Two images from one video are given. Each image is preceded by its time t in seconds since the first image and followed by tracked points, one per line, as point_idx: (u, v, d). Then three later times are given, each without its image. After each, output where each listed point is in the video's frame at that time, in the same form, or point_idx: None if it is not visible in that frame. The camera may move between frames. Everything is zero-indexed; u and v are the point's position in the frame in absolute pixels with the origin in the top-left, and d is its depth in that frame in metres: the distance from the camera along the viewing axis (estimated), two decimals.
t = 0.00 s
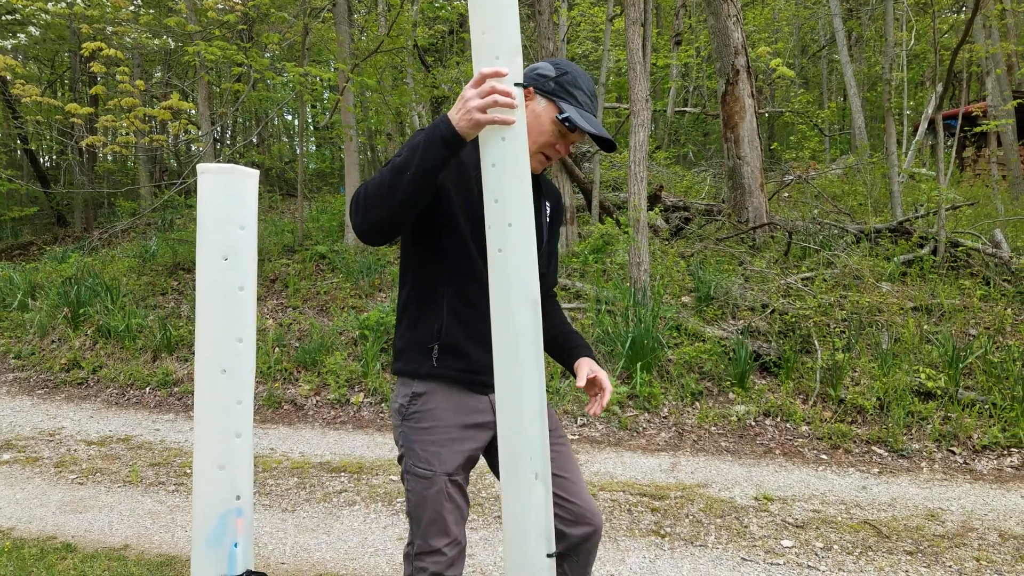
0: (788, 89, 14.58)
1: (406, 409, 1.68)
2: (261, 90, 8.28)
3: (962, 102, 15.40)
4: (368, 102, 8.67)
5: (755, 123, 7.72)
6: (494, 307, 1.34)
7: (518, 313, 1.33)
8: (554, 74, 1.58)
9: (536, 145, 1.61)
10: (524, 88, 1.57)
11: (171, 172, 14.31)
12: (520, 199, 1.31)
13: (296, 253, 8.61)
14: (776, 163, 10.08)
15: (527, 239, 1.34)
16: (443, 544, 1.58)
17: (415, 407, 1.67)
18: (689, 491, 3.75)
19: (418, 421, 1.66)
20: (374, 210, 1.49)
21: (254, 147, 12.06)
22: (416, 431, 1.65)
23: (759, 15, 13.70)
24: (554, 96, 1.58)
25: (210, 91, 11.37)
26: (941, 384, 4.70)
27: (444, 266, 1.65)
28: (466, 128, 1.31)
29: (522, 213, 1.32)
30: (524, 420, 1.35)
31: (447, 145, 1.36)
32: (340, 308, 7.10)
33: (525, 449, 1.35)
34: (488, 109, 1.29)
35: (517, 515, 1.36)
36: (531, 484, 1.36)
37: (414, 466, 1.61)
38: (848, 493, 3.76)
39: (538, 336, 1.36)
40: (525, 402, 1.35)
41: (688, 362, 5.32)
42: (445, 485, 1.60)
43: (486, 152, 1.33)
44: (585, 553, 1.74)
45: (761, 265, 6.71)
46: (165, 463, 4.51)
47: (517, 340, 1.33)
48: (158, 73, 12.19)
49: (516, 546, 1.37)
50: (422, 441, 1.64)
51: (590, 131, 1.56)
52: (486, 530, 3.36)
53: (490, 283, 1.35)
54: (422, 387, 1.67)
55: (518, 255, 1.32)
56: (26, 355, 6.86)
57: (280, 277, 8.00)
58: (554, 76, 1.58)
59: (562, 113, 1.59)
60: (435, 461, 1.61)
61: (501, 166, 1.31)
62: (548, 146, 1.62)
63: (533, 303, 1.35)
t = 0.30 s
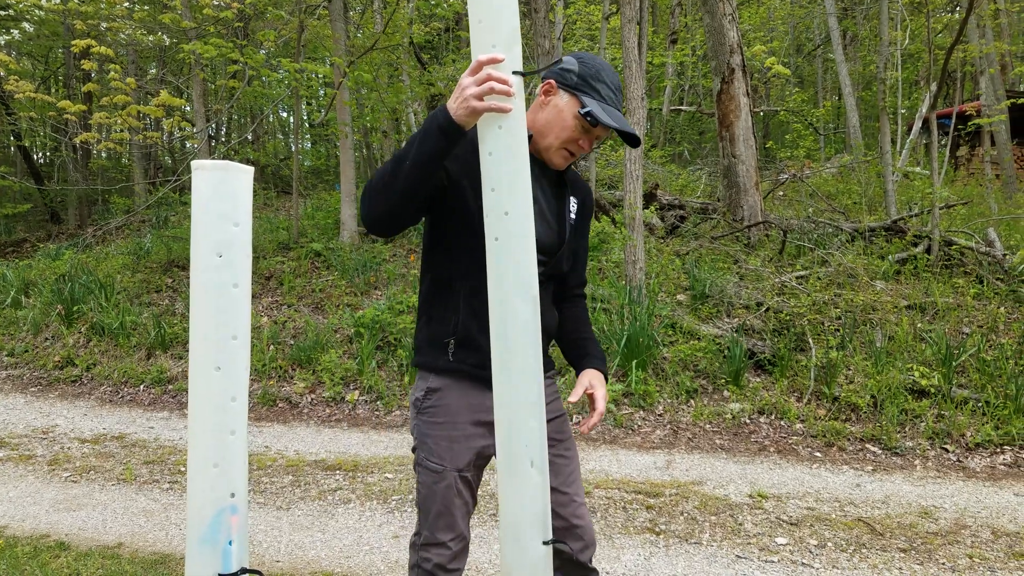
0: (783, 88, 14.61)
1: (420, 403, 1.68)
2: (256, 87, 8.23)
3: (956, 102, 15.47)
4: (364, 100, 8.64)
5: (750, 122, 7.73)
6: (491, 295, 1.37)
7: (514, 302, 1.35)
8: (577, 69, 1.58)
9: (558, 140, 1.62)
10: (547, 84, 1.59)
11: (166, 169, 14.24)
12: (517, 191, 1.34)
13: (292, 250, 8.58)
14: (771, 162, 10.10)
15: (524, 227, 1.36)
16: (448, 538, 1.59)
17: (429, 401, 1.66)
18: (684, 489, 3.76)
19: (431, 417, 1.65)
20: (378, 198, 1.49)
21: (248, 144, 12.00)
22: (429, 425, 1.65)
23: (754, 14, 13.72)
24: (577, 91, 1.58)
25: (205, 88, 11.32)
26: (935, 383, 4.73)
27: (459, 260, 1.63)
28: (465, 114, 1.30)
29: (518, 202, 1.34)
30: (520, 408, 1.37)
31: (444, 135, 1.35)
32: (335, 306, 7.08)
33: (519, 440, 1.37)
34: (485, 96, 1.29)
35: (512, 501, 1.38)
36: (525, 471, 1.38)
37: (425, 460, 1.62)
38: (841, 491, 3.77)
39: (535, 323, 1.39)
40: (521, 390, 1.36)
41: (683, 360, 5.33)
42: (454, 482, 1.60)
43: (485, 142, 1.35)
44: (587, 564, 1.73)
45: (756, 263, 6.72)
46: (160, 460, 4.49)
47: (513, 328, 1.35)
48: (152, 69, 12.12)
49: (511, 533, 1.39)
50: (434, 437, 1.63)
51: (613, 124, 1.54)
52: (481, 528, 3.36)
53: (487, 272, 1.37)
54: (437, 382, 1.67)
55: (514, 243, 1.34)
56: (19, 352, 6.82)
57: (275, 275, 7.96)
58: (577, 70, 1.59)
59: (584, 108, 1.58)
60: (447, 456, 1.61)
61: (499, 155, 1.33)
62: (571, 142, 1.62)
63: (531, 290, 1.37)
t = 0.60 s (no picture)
0: (778, 87, 14.64)
1: (446, 393, 1.74)
2: (250, 85, 8.18)
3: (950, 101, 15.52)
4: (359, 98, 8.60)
5: (745, 120, 7.73)
6: (493, 278, 1.37)
7: (510, 284, 1.35)
8: (618, 69, 1.57)
9: (594, 142, 1.62)
10: (587, 84, 1.60)
11: (160, 167, 14.15)
12: (519, 173, 1.34)
13: (287, 249, 8.53)
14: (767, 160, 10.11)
15: (526, 210, 1.35)
16: (467, 530, 1.62)
17: (454, 391, 1.73)
18: (679, 487, 3.76)
19: (455, 406, 1.71)
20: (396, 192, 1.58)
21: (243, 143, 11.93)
22: (453, 415, 1.71)
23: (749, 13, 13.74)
24: (616, 92, 1.57)
25: (199, 86, 11.25)
26: (929, 381, 4.75)
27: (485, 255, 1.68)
28: (462, 99, 1.36)
29: (519, 185, 1.34)
30: (515, 388, 1.36)
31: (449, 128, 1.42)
32: (331, 305, 7.05)
33: (515, 423, 1.37)
34: (486, 80, 1.31)
35: (507, 484, 1.38)
36: (520, 454, 1.37)
37: (447, 448, 1.69)
38: (837, 489, 3.78)
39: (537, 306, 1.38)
40: (519, 371, 1.36)
41: (679, 358, 5.33)
42: (472, 471, 1.65)
43: (488, 125, 1.35)
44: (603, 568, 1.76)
45: (752, 262, 6.73)
46: (155, 460, 4.46)
47: (514, 310, 1.35)
48: (146, 67, 12.04)
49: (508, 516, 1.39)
50: (456, 425, 1.70)
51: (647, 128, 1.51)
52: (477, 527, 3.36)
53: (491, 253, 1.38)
54: (462, 373, 1.72)
55: (514, 225, 1.34)
56: (13, 351, 6.77)
57: (270, 274, 7.92)
58: (618, 72, 1.57)
59: (621, 110, 1.57)
60: (467, 446, 1.67)
61: (500, 138, 1.33)
62: (607, 144, 1.62)
63: (532, 273, 1.36)
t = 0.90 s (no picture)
0: (774, 86, 14.65)
1: (435, 392, 1.74)
2: (246, 83, 8.14)
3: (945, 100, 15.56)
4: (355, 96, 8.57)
5: (741, 119, 7.73)
6: (492, 268, 1.38)
7: (507, 275, 1.35)
8: (632, 81, 1.55)
9: (603, 153, 1.60)
10: (600, 94, 1.59)
11: (155, 166, 14.08)
12: (518, 164, 1.33)
13: (282, 248, 8.49)
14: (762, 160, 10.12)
15: (526, 200, 1.35)
16: (462, 528, 1.63)
17: (443, 390, 1.72)
18: (674, 485, 3.77)
19: (444, 406, 1.71)
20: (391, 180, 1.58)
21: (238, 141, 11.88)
22: (443, 414, 1.71)
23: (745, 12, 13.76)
24: (628, 104, 1.55)
25: (195, 84, 11.20)
26: (924, 379, 4.76)
27: (477, 253, 1.68)
28: (462, 89, 1.36)
29: (518, 176, 1.33)
30: (511, 378, 1.36)
31: (446, 121, 1.44)
32: (326, 304, 7.04)
33: (512, 414, 1.37)
34: (485, 69, 1.31)
35: (504, 473, 1.39)
36: (517, 446, 1.37)
37: (438, 448, 1.69)
38: (831, 487, 3.79)
39: (535, 297, 1.38)
40: (516, 362, 1.36)
41: (675, 357, 5.34)
42: (464, 471, 1.65)
43: (487, 114, 1.35)
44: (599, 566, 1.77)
45: (747, 260, 6.73)
46: (150, 458, 4.44)
47: (512, 302, 1.35)
48: (141, 65, 11.98)
49: (504, 506, 1.39)
50: (447, 424, 1.70)
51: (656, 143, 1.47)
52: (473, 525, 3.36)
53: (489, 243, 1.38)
54: (451, 372, 1.71)
55: (513, 215, 1.34)
56: (8, 350, 6.73)
57: (266, 272, 7.89)
58: (633, 84, 1.56)
59: (632, 123, 1.55)
60: (457, 446, 1.67)
61: (499, 128, 1.33)
62: (616, 157, 1.60)
63: (530, 263, 1.36)
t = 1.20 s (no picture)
0: (770, 84, 14.66)
1: (395, 391, 1.78)
2: (242, 79, 8.09)
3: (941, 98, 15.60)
4: (350, 94, 8.54)
5: (737, 117, 7.74)
6: (489, 264, 1.37)
7: (505, 272, 1.34)
8: (639, 132, 1.54)
9: (600, 201, 1.61)
10: (605, 140, 1.58)
11: (150, 163, 14.01)
12: (516, 163, 1.33)
13: (278, 245, 8.46)
14: (758, 157, 10.14)
15: (524, 197, 1.34)
16: (425, 523, 1.66)
17: (404, 389, 1.77)
18: (670, 482, 3.77)
19: (404, 405, 1.75)
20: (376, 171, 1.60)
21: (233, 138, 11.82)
22: (403, 413, 1.75)
23: (742, 10, 13.75)
24: (632, 156, 1.54)
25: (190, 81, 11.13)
26: (919, 376, 4.78)
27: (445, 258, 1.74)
28: (461, 88, 1.37)
29: (515, 172, 1.33)
30: (509, 375, 1.35)
31: (439, 115, 1.44)
32: (322, 301, 7.01)
33: (509, 411, 1.36)
34: (484, 65, 1.31)
35: (501, 470, 1.38)
36: (515, 444, 1.37)
37: (399, 446, 1.73)
38: (827, 484, 3.81)
39: (531, 296, 1.37)
40: (513, 359, 1.35)
41: (671, 354, 5.36)
42: (425, 469, 1.69)
43: (484, 112, 1.34)
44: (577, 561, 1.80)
45: (743, 258, 6.75)
46: (145, 456, 4.42)
47: (507, 300, 1.35)
48: (136, 62, 11.90)
49: (503, 505, 1.39)
50: (407, 423, 1.74)
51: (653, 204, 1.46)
52: (469, 522, 3.36)
53: (487, 240, 1.37)
54: (411, 372, 1.76)
55: (511, 212, 1.33)
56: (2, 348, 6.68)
57: (261, 270, 7.87)
58: (640, 134, 1.54)
59: (633, 176, 1.54)
60: (419, 444, 1.70)
61: (498, 126, 1.32)
62: (613, 205, 1.59)
63: (528, 262, 1.35)
